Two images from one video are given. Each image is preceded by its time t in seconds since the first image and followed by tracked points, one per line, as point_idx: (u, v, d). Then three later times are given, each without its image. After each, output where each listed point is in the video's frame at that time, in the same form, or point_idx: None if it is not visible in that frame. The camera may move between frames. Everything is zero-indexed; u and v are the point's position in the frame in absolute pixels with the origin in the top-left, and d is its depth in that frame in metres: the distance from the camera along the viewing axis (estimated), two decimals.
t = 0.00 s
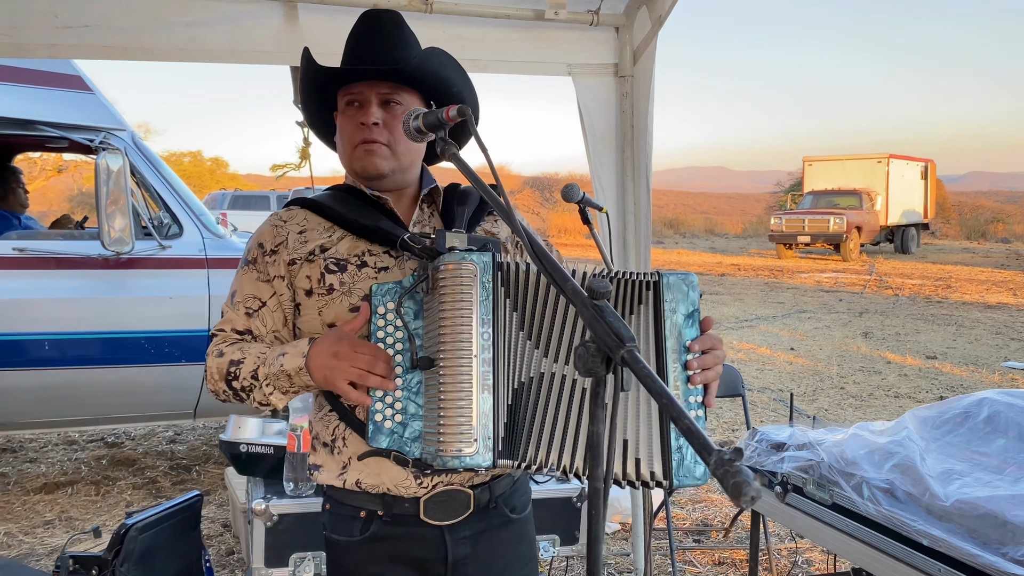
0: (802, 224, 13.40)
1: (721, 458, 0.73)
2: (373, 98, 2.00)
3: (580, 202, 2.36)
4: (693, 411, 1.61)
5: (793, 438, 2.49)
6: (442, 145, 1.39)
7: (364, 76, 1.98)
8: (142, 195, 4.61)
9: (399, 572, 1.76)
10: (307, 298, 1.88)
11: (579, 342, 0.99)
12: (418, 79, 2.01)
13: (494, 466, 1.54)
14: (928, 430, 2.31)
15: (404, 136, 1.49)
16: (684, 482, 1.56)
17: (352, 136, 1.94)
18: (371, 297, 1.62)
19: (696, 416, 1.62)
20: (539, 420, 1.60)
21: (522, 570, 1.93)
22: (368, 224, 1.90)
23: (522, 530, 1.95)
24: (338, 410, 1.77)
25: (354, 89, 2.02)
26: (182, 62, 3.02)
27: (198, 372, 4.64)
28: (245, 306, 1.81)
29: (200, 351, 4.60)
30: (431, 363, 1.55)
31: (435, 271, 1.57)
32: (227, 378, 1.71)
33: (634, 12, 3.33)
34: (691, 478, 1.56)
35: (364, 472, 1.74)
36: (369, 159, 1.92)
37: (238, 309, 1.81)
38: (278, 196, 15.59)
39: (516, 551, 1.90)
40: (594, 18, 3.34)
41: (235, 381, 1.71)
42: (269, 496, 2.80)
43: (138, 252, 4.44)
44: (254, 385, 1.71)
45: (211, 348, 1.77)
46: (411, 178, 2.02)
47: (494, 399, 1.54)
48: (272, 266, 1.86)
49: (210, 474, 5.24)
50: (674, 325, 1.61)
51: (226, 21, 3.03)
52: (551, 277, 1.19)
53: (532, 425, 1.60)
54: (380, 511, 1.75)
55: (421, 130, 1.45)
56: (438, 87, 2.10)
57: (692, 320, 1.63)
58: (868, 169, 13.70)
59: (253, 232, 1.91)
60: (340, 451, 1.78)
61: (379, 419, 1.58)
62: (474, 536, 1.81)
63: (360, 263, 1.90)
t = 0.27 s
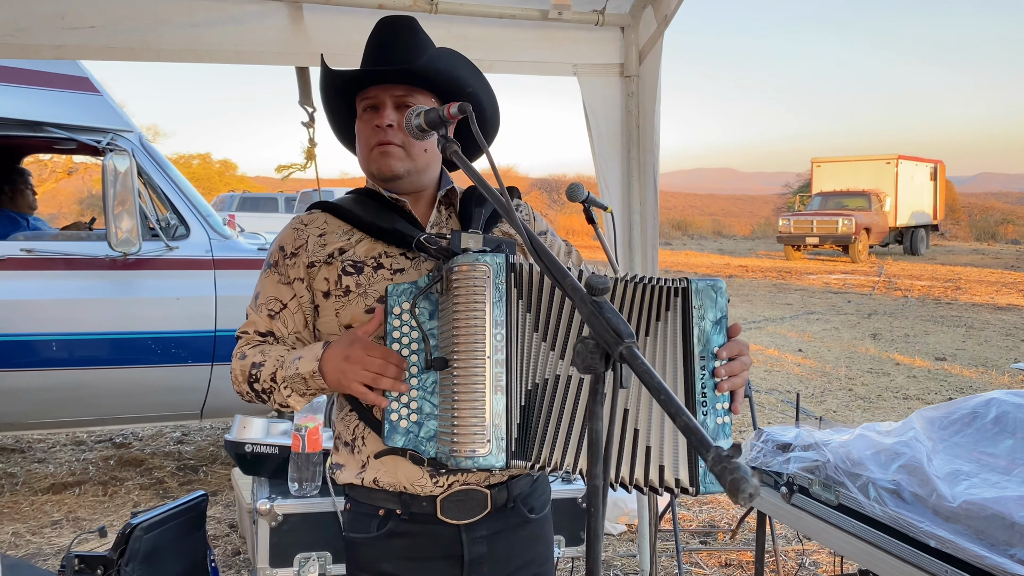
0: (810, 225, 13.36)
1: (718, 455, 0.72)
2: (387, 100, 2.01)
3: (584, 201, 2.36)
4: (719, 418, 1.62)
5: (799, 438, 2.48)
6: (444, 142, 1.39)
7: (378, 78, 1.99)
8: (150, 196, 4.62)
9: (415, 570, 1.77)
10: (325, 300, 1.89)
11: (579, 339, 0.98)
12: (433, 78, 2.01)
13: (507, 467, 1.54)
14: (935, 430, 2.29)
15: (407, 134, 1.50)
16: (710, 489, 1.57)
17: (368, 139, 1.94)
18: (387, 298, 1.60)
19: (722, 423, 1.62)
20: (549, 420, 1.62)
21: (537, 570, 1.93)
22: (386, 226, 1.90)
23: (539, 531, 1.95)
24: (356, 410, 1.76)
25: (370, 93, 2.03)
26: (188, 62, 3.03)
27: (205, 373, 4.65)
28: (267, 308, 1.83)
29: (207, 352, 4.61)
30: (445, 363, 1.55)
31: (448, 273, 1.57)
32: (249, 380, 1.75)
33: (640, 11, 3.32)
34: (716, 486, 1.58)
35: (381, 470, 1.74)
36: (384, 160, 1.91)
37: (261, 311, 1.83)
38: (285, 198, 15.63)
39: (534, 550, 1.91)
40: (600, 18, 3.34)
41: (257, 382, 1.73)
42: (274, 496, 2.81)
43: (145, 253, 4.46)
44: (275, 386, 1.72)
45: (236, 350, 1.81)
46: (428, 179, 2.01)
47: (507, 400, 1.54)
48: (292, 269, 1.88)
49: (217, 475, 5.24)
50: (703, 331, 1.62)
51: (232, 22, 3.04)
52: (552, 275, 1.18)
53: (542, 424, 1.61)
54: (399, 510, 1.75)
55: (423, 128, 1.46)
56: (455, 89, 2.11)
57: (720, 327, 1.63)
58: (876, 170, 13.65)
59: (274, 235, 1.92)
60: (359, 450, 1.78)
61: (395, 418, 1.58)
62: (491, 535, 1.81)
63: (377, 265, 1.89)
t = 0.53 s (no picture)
0: (817, 227, 13.32)
1: (734, 455, 0.72)
2: (413, 98, 2.04)
3: (592, 202, 2.36)
4: (746, 421, 1.66)
5: (807, 439, 2.47)
6: (453, 142, 1.40)
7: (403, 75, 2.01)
8: (157, 197, 4.63)
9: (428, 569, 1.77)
10: (335, 299, 1.90)
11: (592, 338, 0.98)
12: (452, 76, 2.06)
13: (519, 467, 1.54)
14: (944, 432, 2.28)
15: (417, 134, 1.50)
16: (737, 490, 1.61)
17: (397, 134, 1.95)
18: (398, 297, 1.62)
19: (749, 426, 1.66)
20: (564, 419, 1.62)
21: (548, 570, 1.92)
22: (395, 226, 1.90)
23: (553, 530, 1.94)
24: (367, 409, 1.77)
25: (394, 91, 2.04)
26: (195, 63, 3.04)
27: (212, 373, 4.65)
28: (277, 308, 1.85)
29: (214, 352, 4.62)
30: (457, 363, 1.55)
31: (459, 271, 1.55)
32: (259, 379, 1.76)
33: (647, 12, 3.31)
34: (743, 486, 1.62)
35: (392, 469, 1.74)
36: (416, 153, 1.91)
37: (271, 311, 1.85)
38: (291, 200, 15.66)
39: (546, 549, 1.90)
40: (607, 19, 3.33)
41: (266, 380, 1.74)
42: (282, 495, 2.81)
43: (152, 253, 4.47)
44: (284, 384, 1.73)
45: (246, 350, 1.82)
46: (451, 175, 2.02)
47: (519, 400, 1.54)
48: (301, 269, 1.89)
49: (223, 476, 5.25)
50: (733, 335, 1.64)
51: (239, 22, 3.04)
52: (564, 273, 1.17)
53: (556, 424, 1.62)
54: (411, 508, 1.75)
55: (432, 127, 1.46)
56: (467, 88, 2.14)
57: (749, 331, 1.65)
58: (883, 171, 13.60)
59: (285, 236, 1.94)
60: (371, 449, 1.78)
61: (406, 417, 1.58)
62: (503, 534, 1.80)
63: (386, 264, 1.90)
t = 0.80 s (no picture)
0: (822, 229, 13.29)
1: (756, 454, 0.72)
2: (433, 99, 2.03)
3: (600, 202, 2.35)
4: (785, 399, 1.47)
5: (816, 440, 2.45)
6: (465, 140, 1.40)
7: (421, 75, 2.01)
8: (163, 198, 4.63)
9: None
10: (335, 300, 1.91)
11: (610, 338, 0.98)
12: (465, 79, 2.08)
13: (528, 467, 1.51)
14: (955, 434, 2.27)
15: (428, 133, 1.51)
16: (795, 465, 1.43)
17: (417, 134, 1.93)
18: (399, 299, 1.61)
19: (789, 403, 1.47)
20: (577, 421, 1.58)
21: (553, 573, 1.92)
22: (397, 226, 1.88)
23: (554, 532, 1.95)
24: (364, 413, 1.76)
25: (414, 89, 2.02)
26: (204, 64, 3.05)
27: (218, 374, 4.66)
28: (271, 311, 1.86)
29: (220, 353, 4.62)
30: (464, 363, 1.54)
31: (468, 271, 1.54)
32: (253, 380, 1.78)
33: (654, 12, 3.31)
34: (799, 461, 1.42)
35: (393, 476, 1.73)
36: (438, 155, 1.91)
37: (264, 314, 1.87)
38: (296, 201, 15.67)
39: (548, 553, 1.90)
40: (614, 19, 3.33)
41: (262, 382, 1.77)
42: (290, 496, 2.80)
43: (159, 254, 4.48)
44: (281, 385, 1.76)
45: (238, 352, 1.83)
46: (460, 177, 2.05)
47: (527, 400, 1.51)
48: (297, 271, 1.90)
49: (229, 476, 5.25)
50: (747, 321, 1.48)
51: (247, 23, 3.05)
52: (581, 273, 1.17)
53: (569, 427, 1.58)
54: (412, 515, 1.75)
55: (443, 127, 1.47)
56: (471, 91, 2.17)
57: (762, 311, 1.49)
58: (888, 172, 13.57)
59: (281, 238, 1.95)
60: (370, 455, 1.77)
61: (409, 419, 1.59)
62: (505, 539, 1.80)
63: (387, 264, 1.88)
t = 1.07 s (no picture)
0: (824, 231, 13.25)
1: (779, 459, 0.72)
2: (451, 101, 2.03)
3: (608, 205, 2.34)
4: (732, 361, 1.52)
5: (824, 442, 2.45)
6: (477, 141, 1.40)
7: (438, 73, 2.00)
8: (168, 198, 4.63)
9: None
10: (333, 294, 1.88)
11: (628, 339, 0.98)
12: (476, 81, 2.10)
13: (513, 471, 1.49)
14: (964, 436, 2.26)
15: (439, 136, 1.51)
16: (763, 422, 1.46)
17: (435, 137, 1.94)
18: (402, 296, 1.61)
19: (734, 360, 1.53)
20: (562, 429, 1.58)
21: None
22: (397, 221, 1.89)
23: (546, 536, 1.95)
24: (351, 417, 1.75)
25: (434, 90, 2.01)
26: (210, 64, 3.05)
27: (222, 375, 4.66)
28: (254, 300, 1.82)
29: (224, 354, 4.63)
30: (456, 363, 1.54)
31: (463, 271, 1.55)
32: (230, 367, 1.73)
33: (661, 13, 3.30)
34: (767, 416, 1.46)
35: (386, 482, 1.72)
36: (454, 158, 1.93)
37: (246, 303, 1.81)
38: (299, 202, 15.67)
39: (541, 559, 1.91)
40: (621, 20, 3.32)
41: (240, 368, 1.72)
42: (296, 497, 2.81)
43: (164, 255, 4.48)
44: (263, 373, 1.72)
45: (209, 336, 1.77)
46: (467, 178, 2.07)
47: (514, 398, 1.51)
48: (291, 261, 1.87)
49: (233, 477, 5.25)
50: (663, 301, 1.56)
51: (254, 24, 3.05)
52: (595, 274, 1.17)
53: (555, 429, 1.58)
54: (403, 523, 1.74)
55: (453, 128, 1.47)
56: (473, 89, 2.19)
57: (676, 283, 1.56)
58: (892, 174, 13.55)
59: (273, 225, 1.90)
60: (358, 461, 1.75)
61: (401, 420, 1.59)
62: (500, 545, 1.81)
63: (390, 260, 1.86)
